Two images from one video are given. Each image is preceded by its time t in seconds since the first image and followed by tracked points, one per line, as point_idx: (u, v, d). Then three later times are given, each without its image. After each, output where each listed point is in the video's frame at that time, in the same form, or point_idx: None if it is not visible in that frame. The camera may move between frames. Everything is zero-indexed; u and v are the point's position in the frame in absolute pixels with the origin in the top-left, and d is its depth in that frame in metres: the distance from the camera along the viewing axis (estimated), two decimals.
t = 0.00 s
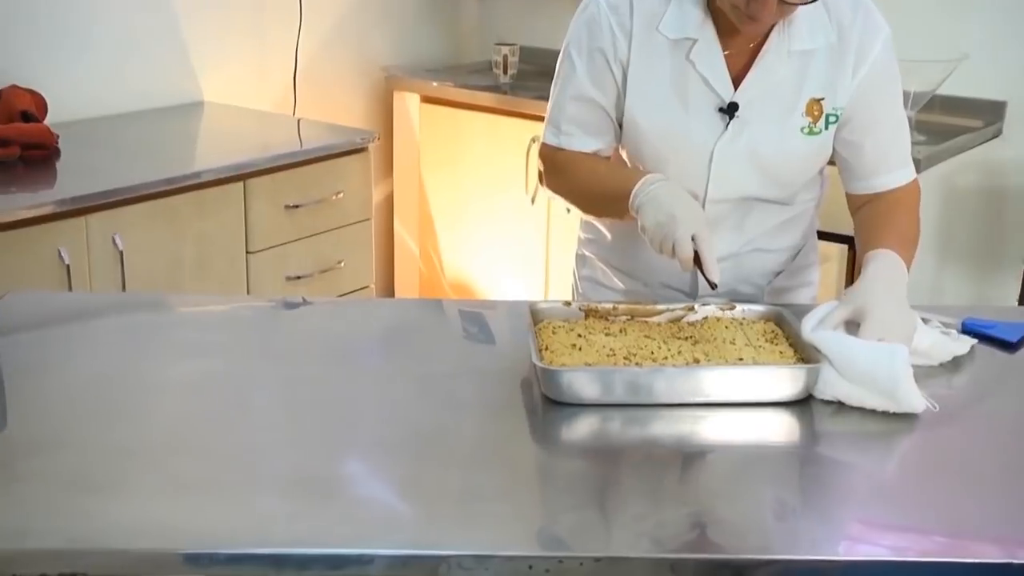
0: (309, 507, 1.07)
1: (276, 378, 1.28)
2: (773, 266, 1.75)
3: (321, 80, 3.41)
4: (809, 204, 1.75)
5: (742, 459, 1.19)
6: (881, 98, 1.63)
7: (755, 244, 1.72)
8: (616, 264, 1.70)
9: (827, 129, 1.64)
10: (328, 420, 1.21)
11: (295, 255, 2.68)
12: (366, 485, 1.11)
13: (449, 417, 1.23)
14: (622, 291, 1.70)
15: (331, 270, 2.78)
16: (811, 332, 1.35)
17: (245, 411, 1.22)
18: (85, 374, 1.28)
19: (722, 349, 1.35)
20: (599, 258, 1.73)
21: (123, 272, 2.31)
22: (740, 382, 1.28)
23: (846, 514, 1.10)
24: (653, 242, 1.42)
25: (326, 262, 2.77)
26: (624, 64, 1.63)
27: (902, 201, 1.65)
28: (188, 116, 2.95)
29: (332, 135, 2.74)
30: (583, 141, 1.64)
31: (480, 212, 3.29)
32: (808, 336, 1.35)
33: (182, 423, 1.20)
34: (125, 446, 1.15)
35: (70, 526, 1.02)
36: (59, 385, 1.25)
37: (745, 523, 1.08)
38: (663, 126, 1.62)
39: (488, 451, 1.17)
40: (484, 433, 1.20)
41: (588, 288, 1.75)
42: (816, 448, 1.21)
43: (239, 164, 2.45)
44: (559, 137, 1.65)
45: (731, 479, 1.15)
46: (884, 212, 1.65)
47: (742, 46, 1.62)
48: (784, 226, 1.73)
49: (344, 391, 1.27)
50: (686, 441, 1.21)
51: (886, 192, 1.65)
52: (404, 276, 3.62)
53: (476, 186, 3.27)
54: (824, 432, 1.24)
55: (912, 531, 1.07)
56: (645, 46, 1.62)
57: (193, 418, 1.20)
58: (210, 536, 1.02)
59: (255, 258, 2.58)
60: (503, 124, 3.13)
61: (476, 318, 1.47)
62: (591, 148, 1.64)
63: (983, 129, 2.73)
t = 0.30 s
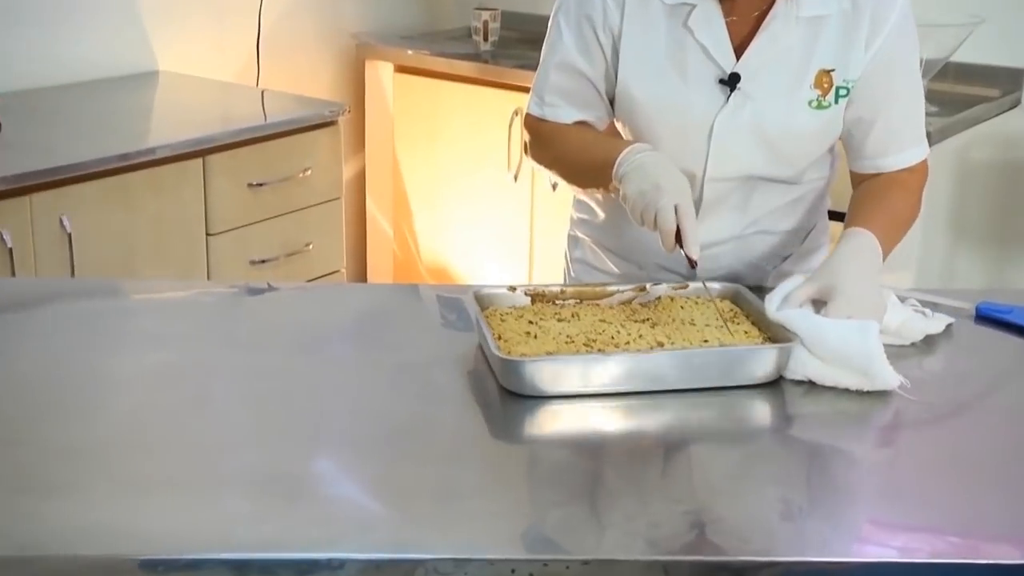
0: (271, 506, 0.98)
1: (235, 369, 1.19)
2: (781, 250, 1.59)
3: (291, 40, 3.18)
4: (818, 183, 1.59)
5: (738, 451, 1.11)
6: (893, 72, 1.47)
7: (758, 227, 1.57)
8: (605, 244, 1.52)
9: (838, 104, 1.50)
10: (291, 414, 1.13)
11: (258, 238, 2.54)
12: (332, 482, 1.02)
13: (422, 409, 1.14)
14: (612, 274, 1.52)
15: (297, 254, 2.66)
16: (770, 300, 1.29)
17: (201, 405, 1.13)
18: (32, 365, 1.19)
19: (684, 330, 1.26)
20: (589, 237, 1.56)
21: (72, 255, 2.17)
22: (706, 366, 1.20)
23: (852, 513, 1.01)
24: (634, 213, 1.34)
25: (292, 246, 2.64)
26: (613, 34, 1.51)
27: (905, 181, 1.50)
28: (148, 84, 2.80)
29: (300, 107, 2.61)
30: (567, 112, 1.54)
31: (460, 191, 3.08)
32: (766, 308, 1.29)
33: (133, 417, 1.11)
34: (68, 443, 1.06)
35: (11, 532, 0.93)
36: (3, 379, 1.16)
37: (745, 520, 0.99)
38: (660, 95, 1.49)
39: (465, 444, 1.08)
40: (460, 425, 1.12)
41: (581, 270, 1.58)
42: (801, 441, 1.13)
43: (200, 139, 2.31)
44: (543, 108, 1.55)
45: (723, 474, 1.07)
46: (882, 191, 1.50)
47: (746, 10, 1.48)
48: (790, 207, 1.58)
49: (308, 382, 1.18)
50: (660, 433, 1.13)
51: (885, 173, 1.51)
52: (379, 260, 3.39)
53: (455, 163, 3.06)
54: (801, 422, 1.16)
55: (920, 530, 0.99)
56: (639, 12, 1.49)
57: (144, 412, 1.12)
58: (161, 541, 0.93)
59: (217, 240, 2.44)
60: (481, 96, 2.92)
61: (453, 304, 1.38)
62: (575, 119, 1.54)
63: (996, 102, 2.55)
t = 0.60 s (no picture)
0: (231, 508, 0.91)
1: (194, 361, 1.11)
2: (784, 231, 1.46)
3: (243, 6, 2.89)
4: (821, 161, 1.46)
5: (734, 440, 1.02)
6: (900, 43, 1.35)
7: (755, 208, 1.44)
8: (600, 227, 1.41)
9: (840, 77, 1.37)
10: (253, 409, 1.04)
11: (222, 220, 2.35)
12: (295, 479, 0.95)
13: (393, 402, 1.05)
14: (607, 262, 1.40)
15: (263, 238, 2.46)
16: (757, 281, 1.10)
17: (158, 400, 1.05)
18: None
19: (668, 315, 1.10)
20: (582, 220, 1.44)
21: (16, 242, 1.99)
22: (697, 358, 1.06)
23: (859, 504, 0.92)
24: (629, 190, 1.26)
25: (257, 230, 2.44)
26: None
27: (902, 162, 1.38)
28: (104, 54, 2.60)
29: (264, 80, 2.41)
30: (555, 85, 1.43)
31: (441, 171, 2.87)
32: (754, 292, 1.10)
33: (81, 413, 1.03)
34: (9, 446, 0.98)
35: None
36: None
37: (742, 513, 0.91)
38: (649, 67, 1.38)
39: (439, 441, 1.00)
40: (433, 419, 1.03)
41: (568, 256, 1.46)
42: (810, 415, 1.02)
43: (155, 114, 2.13)
44: (530, 81, 1.44)
45: (723, 456, 0.98)
46: (877, 172, 1.38)
47: None
48: (791, 186, 1.45)
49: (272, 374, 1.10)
50: (649, 426, 1.01)
51: (885, 154, 1.39)
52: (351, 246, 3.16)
53: (437, 141, 2.85)
54: (815, 400, 1.04)
55: (939, 529, 0.89)
56: None
57: (94, 409, 1.04)
58: (109, 545, 0.85)
59: (175, 223, 2.26)
60: (463, 68, 2.72)
61: (431, 289, 1.28)
62: (564, 91, 1.43)
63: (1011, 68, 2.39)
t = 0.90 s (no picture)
0: (191, 514, 0.84)
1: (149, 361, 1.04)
2: (780, 221, 1.36)
3: None
4: (822, 145, 1.35)
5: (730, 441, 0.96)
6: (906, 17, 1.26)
7: (753, 195, 1.33)
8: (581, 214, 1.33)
9: (843, 54, 1.27)
10: (213, 410, 0.97)
11: (182, 212, 2.21)
12: (258, 482, 0.88)
13: (364, 404, 0.98)
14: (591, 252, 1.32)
15: (226, 230, 2.31)
16: (755, 276, 1.03)
17: (109, 403, 0.98)
18: None
19: (661, 312, 1.03)
20: (561, 209, 1.36)
21: None
22: (693, 357, 0.99)
23: (866, 511, 0.85)
24: (629, 187, 1.17)
25: (219, 221, 2.30)
26: None
27: (908, 145, 1.29)
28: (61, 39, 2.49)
29: (228, 61, 2.28)
30: (547, 68, 1.29)
31: (416, 159, 2.68)
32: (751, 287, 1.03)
33: (25, 417, 0.95)
34: None
35: None
36: None
37: (741, 521, 0.84)
38: (641, 43, 1.25)
39: (414, 445, 0.93)
40: (406, 422, 0.96)
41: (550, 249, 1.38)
42: (815, 418, 0.95)
43: (106, 98, 2.00)
44: (518, 64, 1.29)
45: (719, 460, 0.91)
46: (883, 155, 1.29)
47: None
48: (790, 171, 1.34)
49: (234, 373, 1.02)
50: (643, 430, 0.95)
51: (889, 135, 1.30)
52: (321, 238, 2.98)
53: (411, 126, 2.66)
54: (821, 402, 0.97)
55: (951, 538, 0.82)
56: None
57: (39, 411, 0.96)
58: (58, 560, 0.79)
59: (130, 215, 2.12)
60: (439, 48, 2.55)
61: (406, 285, 1.21)
62: (557, 76, 1.29)
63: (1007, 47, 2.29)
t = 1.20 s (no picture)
0: (144, 528, 0.77)
1: (103, 363, 0.97)
2: (770, 213, 1.25)
3: None
4: (819, 131, 1.24)
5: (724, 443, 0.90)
6: None
7: (744, 184, 1.22)
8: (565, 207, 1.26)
9: (843, 31, 1.15)
10: (170, 416, 0.91)
11: (137, 203, 2.06)
12: (219, 492, 0.82)
13: (333, 408, 0.92)
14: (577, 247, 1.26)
15: (184, 224, 2.17)
16: (749, 273, 0.96)
17: (58, 408, 0.91)
18: None
19: (651, 310, 0.97)
20: (540, 201, 1.29)
21: None
22: (685, 359, 0.93)
23: (870, 522, 0.79)
24: (626, 180, 1.08)
25: (176, 215, 2.15)
26: None
27: (909, 127, 1.17)
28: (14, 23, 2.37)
29: (186, 42, 2.13)
30: (535, 50, 1.17)
31: (387, 150, 2.58)
32: (744, 285, 0.96)
33: None
34: None
35: None
36: None
37: (738, 531, 0.78)
38: (629, 23, 1.14)
39: (386, 452, 0.87)
40: (378, 428, 0.90)
41: (529, 243, 1.31)
42: (815, 425, 0.89)
43: (61, 80, 1.86)
44: (502, 46, 1.17)
45: (713, 466, 0.85)
46: (881, 138, 1.17)
47: None
48: (785, 160, 1.23)
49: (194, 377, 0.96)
50: (630, 436, 0.89)
51: (889, 117, 1.18)
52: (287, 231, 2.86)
53: (382, 115, 2.56)
54: (821, 408, 0.91)
55: (961, 551, 0.76)
56: None
57: None
58: None
59: (79, 208, 1.96)
60: (407, 29, 2.44)
61: (378, 282, 1.14)
62: (545, 58, 1.17)
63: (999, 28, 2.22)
